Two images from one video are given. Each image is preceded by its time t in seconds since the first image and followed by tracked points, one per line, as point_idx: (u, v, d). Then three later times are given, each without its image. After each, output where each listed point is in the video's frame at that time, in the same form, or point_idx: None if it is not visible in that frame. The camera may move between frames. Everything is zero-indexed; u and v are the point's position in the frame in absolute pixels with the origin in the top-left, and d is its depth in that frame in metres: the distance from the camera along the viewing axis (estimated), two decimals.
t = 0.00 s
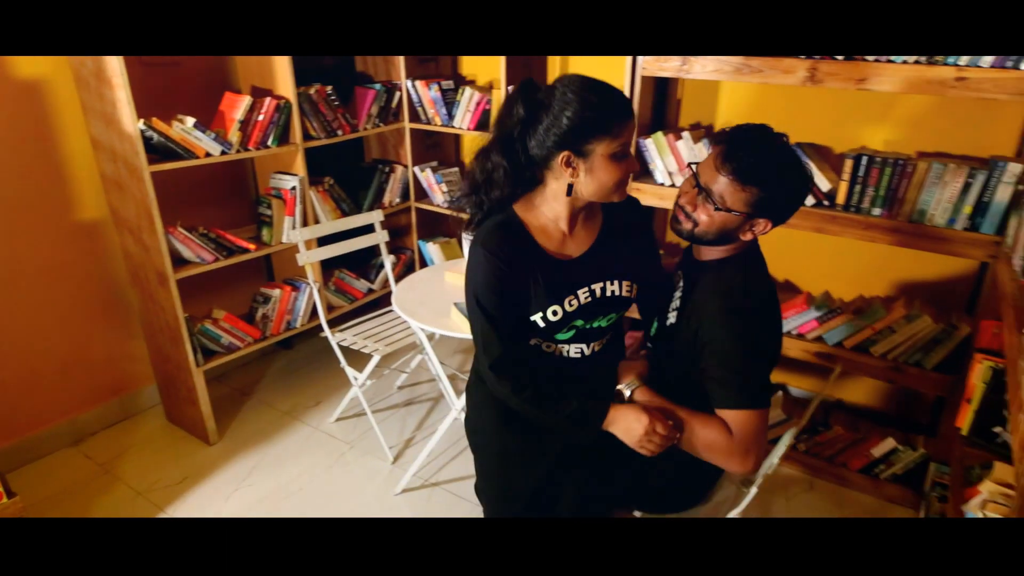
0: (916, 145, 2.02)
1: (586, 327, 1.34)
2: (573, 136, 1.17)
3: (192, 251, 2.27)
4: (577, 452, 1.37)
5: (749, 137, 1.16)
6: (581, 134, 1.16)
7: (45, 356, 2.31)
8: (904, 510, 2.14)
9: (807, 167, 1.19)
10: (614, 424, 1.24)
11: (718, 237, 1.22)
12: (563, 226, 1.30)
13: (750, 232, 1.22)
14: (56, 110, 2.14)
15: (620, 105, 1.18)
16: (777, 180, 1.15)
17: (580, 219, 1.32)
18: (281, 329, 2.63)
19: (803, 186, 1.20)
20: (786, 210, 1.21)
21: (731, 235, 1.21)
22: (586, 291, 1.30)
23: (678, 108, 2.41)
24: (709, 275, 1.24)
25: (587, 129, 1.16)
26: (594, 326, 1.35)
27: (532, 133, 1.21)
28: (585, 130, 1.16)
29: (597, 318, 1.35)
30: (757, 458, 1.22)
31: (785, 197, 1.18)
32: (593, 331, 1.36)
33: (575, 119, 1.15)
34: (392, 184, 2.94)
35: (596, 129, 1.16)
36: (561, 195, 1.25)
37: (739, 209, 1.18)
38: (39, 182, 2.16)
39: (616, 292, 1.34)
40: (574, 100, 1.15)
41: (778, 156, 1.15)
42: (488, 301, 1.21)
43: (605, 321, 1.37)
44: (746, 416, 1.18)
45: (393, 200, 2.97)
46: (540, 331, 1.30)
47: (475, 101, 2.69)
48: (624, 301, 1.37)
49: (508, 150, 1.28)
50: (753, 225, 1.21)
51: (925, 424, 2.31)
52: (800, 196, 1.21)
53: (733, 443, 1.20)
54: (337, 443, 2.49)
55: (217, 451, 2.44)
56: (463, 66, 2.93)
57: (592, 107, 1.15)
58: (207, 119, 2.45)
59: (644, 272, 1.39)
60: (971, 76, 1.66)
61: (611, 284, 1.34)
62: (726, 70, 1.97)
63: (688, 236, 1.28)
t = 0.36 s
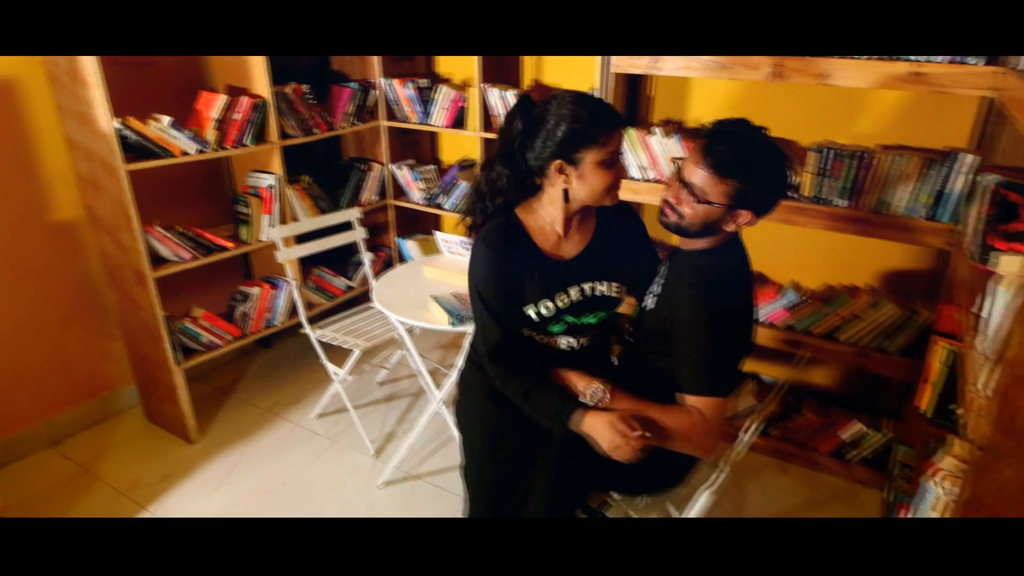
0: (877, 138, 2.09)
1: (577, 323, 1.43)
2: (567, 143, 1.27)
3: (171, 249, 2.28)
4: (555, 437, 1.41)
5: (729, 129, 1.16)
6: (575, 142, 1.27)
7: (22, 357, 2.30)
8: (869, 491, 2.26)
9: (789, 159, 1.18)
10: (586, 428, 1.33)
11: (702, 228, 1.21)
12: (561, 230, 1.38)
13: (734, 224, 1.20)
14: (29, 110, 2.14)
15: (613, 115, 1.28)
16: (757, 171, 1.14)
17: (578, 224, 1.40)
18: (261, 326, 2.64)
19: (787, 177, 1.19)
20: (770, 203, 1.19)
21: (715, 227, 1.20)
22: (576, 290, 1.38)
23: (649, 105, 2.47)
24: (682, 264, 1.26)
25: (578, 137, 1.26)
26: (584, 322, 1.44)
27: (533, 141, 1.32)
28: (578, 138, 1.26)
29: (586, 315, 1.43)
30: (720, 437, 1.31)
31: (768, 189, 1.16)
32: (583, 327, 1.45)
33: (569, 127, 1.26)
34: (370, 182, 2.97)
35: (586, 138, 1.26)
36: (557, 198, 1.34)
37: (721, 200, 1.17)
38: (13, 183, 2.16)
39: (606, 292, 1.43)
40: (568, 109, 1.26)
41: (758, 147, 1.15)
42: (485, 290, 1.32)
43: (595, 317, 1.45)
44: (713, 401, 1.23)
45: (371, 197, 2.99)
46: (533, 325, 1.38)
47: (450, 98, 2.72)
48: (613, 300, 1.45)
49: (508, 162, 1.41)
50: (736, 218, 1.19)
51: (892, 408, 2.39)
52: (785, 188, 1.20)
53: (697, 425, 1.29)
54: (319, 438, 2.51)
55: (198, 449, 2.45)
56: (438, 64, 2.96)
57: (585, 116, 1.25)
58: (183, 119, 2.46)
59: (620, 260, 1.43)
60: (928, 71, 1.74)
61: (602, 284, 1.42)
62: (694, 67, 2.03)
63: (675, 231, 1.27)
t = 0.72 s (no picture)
0: (852, 133, 2.15)
1: (558, 313, 1.49)
2: (551, 138, 1.38)
3: (158, 246, 2.30)
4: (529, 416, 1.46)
5: (706, 127, 1.22)
6: (559, 137, 1.37)
7: (11, 354, 2.31)
8: (849, 477, 2.28)
9: (768, 156, 1.24)
10: (538, 418, 1.37)
11: (686, 223, 1.26)
12: (550, 222, 1.46)
13: (716, 218, 1.25)
14: (17, 109, 2.15)
15: (600, 115, 1.37)
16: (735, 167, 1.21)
17: (569, 218, 1.47)
18: (250, 323, 2.66)
19: (765, 175, 1.25)
20: (749, 199, 1.26)
21: (698, 221, 1.26)
22: (559, 280, 1.44)
23: (632, 101, 2.51)
24: (664, 261, 1.29)
25: (562, 133, 1.36)
26: (565, 314, 1.50)
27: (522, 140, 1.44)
28: (561, 133, 1.37)
29: (568, 306, 1.49)
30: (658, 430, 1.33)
31: (746, 185, 1.23)
32: (565, 318, 1.50)
33: (553, 123, 1.37)
34: (357, 179, 2.99)
35: (568, 134, 1.36)
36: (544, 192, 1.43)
37: (701, 195, 1.23)
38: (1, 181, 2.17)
39: (588, 286, 1.48)
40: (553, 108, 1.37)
41: (735, 144, 1.21)
42: (471, 269, 1.39)
43: (578, 310, 1.51)
44: (661, 396, 1.27)
45: (358, 194, 3.02)
46: (513, 307, 1.45)
47: (436, 96, 2.75)
48: (595, 295, 1.51)
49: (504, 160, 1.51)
50: (718, 211, 1.24)
51: (870, 397, 2.45)
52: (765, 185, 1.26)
53: (634, 416, 1.32)
54: (308, 432, 2.54)
55: (188, 444, 2.47)
56: (424, 63, 2.98)
57: (568, 113, 1.36)
58: (170, 116, 2.47)
59: (598, 251, 1.49)
60: (898, 66, 1.79)
61: (585, 278, 1.48)
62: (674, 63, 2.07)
63: (662, 227, 1.33)
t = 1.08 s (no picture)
0: (838, 128, 2.20)
1: (543, 306, 1.53)
2: (535, 135, 1.45)
3: (153, 242, 2.32)
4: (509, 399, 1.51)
5: (684, 124, 1.25)
6: (541, 133, 1.44)
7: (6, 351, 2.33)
8: (835, 466, 2.33)
9: (746, 150, 1.26)
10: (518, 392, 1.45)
11: (668, 217, 1.30)
12: (536, 216, 1.49)
13: (696, 211, 1.28)
14: (11, 106, 2.17)
15: (583, 113, 1.44)
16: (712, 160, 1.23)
17: (556, 214, 1.51)
18: (244, 318, 2.69)
19: (743, 169, 1.27)
20: (727, 191, 1.28)
21: (679, 215, 1.29)
22: (543, 273, 1.48)
23: (621, 97, 2.55)
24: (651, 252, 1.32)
25: (542, 127, 1.43)
26: (550, 307, 1.53)
27: (511, 141, 1.52)
28: (543, 129, 1.44)
29: (553, 300, 1.53)
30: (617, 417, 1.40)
31: (723, 178, 1.25)
32: (550, 311, 1.54)
33: (536, 121, 1.44)
34: (349, 176, 3.02)
35: (547, 128, 1.43)
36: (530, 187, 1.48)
37: (681, 189, 1.27)
38: None
39: (572, 282, 1.52)
40: (536, 107, 1.45)
41: (711, 140, 1.23)
42: (457, 258, 1.46)
43: (564, 304, 1.54)
44: (630, 383, 1.32)
45: (350, 191, 3.04)
46: (499, 296, 1.50)
47: (427, 93, 2.77)
48: (580, 291, 1.54)
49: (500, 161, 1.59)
50: (697, 204, 1.27)
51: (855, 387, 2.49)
52: (744, 180, 1.28)
53: (593, 400, 1.39)
54: (302, 426, 2.57)
55: (183, 439, 2.49)
56: (415, 61, 3.01)
57: (549, 111, 1.43)
58: (163, 114, 2.49)
59: (584, 245, 1.53)
60: (879, 63, 1.83)
61: (570, 274, 1.51)
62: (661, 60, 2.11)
63: (647, 220, 1.37)
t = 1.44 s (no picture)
0: (830, 122, 2.22)
1: (538, 295, 1.55)
2: (525, 130, 1.48)
3: (152, 235, 2.34)
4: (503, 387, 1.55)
5: (667, 116, 1.28)
6: (530, 128, 1.47)
7: (6, 343, 2.35)
8: (828, 457, 2.35)
9: (731, 142, 1.28)
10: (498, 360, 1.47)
11: (651, 208, 1.33)
12: (529, 208, 1.51)
13: (679, 202, 1.31)
14: (11, 100, 2.19)
15: (571, 108, 1.46)
16: (694, 153, 1.25)
17: (549, 205, 1.53)
18: (242, 311, 2.71)
19: (728, 160, 1.29)
20: (713, 181, 1.30)
21: (661, 207, 1.32)
22: (539, 263, 1.50)
23: (616, 92, 2.58)
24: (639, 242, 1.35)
25: (531, 123, 1.47)
26: (545, 296, 1.56)
27: (503, 136, 1.55)
28: (532, 124, 1.46)
29: (548, 288, 1.55)
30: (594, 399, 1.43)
31: (707, 169, 1.27)
32: (544, 299, 1.57)
33: (525, 116, 1.48)
34: (347, 171, 3.04)
35: (536, 123, 1.46)
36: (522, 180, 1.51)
37: (661, 181, 1.29)
38: None
39: (567, 271, 1.55)
40: (525, 102, 1.48)
41: (694, 132, 1.25)
42: (447, 249, 1.49)
43: (558, 292, 1.57)
44: (608, 370, 1.35)
45: (348, 186, 3.06)
46: (495, 286, 1.53)
47: (424, 88, 2.80)
48: (573, 279, 1.57)
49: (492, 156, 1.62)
50: (679, 195, 1.30)
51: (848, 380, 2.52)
52: (729, 170, 1.31)
53: (572, 382, 1.43)
54: (300, 418, 2.59)
55: (182, 431, 2.52)
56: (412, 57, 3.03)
57: (538, 106, 1.46)
58: (162, 109, 2.51)
59: (577, 236, 1.55)
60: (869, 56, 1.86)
61: (564, 263, 1.54)
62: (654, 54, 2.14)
63: (632, 210, 1.39)
